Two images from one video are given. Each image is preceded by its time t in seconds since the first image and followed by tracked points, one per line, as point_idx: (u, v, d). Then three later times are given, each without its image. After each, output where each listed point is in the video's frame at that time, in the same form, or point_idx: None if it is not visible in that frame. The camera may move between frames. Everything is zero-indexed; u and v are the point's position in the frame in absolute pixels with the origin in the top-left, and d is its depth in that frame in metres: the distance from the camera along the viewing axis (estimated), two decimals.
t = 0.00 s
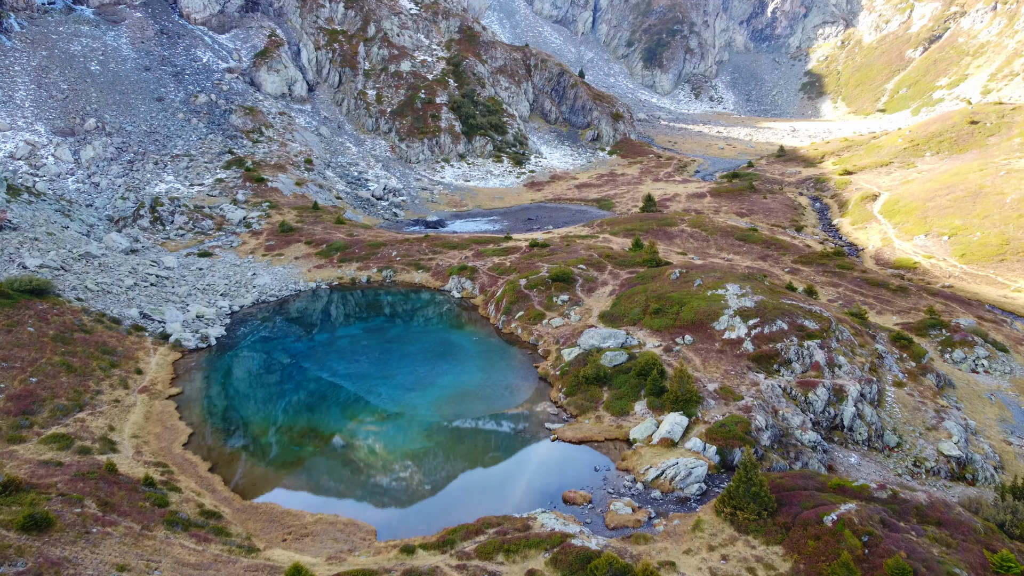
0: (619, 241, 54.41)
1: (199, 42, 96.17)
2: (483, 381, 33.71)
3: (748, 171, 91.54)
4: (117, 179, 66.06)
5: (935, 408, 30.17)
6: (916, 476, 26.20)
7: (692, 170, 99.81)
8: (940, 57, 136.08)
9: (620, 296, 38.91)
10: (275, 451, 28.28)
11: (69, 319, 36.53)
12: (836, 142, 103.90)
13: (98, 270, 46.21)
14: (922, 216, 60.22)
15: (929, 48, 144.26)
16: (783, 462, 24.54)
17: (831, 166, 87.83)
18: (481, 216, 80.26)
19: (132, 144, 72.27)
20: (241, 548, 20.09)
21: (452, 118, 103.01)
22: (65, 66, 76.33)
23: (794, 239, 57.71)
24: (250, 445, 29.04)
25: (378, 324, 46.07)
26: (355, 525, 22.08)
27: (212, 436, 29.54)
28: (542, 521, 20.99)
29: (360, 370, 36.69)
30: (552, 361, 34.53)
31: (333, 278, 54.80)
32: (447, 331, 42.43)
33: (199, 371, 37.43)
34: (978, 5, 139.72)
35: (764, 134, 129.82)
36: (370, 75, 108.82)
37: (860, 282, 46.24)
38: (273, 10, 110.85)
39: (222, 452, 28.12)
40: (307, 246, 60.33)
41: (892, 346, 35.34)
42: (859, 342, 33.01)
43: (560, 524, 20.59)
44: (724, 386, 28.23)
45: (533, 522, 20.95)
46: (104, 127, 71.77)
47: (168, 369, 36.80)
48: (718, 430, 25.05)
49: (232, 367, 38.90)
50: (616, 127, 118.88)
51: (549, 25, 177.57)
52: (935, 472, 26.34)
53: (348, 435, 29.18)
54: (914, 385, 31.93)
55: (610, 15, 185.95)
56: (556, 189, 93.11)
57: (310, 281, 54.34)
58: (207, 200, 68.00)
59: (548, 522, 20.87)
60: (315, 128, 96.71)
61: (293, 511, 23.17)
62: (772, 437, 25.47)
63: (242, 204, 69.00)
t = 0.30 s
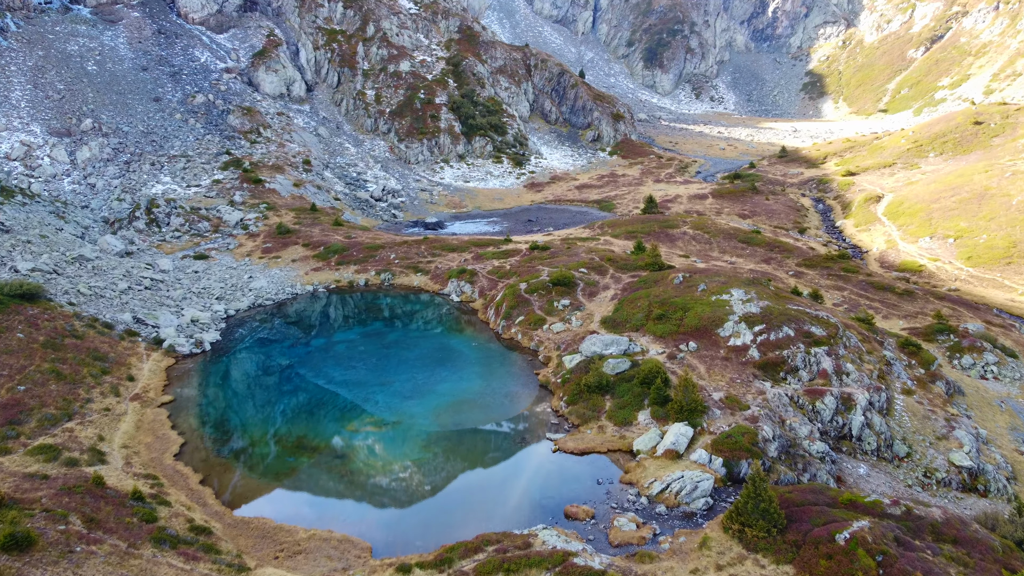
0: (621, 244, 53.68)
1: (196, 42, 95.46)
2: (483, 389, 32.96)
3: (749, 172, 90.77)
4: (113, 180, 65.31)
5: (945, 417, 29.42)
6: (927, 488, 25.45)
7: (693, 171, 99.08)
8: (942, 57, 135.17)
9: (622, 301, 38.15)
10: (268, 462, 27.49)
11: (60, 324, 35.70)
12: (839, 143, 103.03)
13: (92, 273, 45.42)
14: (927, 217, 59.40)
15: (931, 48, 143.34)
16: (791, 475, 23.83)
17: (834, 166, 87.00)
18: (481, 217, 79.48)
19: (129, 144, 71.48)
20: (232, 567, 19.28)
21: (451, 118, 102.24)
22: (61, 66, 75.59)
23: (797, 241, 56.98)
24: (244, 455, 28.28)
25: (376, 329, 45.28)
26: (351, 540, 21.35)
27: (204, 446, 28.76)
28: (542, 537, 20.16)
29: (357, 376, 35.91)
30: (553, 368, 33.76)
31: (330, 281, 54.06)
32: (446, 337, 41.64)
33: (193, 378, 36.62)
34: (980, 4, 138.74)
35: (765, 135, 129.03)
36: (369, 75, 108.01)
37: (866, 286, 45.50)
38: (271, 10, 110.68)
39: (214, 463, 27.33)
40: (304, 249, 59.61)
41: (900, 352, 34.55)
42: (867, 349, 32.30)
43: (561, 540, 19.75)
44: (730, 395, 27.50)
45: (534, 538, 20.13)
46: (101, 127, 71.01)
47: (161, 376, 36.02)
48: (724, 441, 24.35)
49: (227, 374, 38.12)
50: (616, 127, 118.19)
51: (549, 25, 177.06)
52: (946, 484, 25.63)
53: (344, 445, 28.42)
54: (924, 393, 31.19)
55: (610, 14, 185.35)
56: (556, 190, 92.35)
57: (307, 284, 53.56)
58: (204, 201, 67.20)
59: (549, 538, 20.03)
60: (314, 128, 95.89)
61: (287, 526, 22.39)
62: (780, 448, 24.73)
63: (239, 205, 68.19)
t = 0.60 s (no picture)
0: (622, 247, 52.93)
1: (194, 42, 94.80)
2: (482, 398, 32.17)
3: (752, 173, 89.93)
4: (109, 181, 64.51)
5: (957, 426, 28.59)
6: (938, 500, 24.69)
7: (695, 172, 98.28)
8: (944, 57, 134.10)
9: (624, 306, 37.35)
10: (261, 474, 26.69)
11: (51, 330, 34.82)
12: (841, 143, 102.08)
13: (85, 276, 44.61)
14: (932, 220, 58.57)
15: (933, 48, 142.22)
16: (800, 488, 23.06)
17: (837, 167, 86.15)
18: (481, 219, 78.70)
19: (125, 145, 70.68)
20: None
21: (451, 119, 101.37)
22: (57, 66, 74.88)
23: (801, 243, 56.20)
24: (236, 466, 27.46)
25: (373, 333, 44.45)
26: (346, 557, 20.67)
27: (196, 457, 27.93)
28: (544, 555, 19.32)
29: (353, 384, 35.09)
30: (554, 376, 32.97)
31: (327, 285, 53.33)
32: (444, 342, 40.86)
33: (185, 385, 35.79)
34: (982, 4, 137.50)
35: (766, 136, 128.13)
36: (368, 75, 107.16)
37: (872, 290, 44.72)
38: (270, 10, 110.02)
39: (205, 475, 26.47)
40: (301, 251, 58.84)
41: (909, 359, 33.74)
42: (875, 356, 31.54)
43: (563, 560, 18.92)
44: (736, 405, 26.75)
45: (535, 557, 19.23)
46: (97, 128, 70.28)
47: (154, 383, 35.23)
48: (731, 453, 23.60)
49: (221, 380, 37.25)
50: (617, 127, 117.44)
51: (549, 25, 176.63)
52: (958, 496, 24.85)
53: (339, 456, 27.62)
54: (934, 402, 30.39)
55: (610, 14, 184.85)
56: (557, 192, 91.52)
57: (304, 287, 52.79)
58: (201, 202, 66.39)
59: (551, 555, 19.26)
60: (312, 129, 95.08)
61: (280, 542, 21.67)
62: (788, 460, 23.97)
63: (236, 207, 67.40)
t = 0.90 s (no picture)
0: (624, 250, 52.13)
1: (192, 42, 94.02)
2: (481, 407, 31.32)
3: (754, 175, 89.19)
4: (105, 182, 63.70)
5: (969, 436, 27.75)
6: (952, 514, 23.85)
7: (696, 173, 97.54)
8: (946, 57, 132.97)
9: (627, 312, 36.55)
10: (254, 487, 25.91)
11: (40, 336, 33.86)
12: (844, 144, 101.12)
13: (77, 280, 43.75)
14: (938, 222, 57.69)
15: (935, 48, 141.14)
16: (810, 503, 22.26)
17: (839, 168, 85.40)
18: (480, 221, 77.86)
19: (121, 146, 69.86)
20: None
21: (451, 119, 100.50)
22: (53, 66, 74.12)
23: (804, 246, 55.44)
24: (228, 479, 26.61)
25: (370, 339, 43.60)
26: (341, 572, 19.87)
27: (187, 470, 27.10)
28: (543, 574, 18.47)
29: (349, 392, 34.23)
30: (555, 384, 32.13)
31: (325, 288, 52.56)
32: (443, 349, 40.05)
33: (178, 394, 34.92)
34: (985, 4, 136.24)
35: (768, 136, 127.37)
36: (367, 76, 106.37)
37: (878, 294, 43.93)
38: (268, 9, 109.33)
39: (195, 489, 25.62)
40: (298, 254, 58.06)
41: (919, 367, 32.85)
42: (885, 364, 30.71)
43: None
44: (743, 415, 25.94)
45: None
46: (93, 128, 69.51)
47: (145, 391, 34.36)
48: (738, 467, 22.78)
49: (215, 389, 36.46)
50: (617, 128, 116.67)
51: (549, 25, 176.37)
52: (972, 509, 23.99)
53: (334, 469, 26.78)
54: (945, 411, 29.55)
55: (610, 15, 184.31)
56: (557, 193, 90.69)
57: (301, 291, 52.02)
58: (197, 204, 65.56)
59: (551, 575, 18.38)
60: (311, 130, 94.25)
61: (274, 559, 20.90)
62: (797, 473, 23.17)
63: (233, 209, 66.61)
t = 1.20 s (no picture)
0: (625, 254, 51.30)
1: (189, 42, 93.26)
2: (480, 418, 30.44)
3: (756, 176, 88.38)
4: (101, 184, 62.96)
5: (983, 448, 26.84)
6: (967, 529, 22.92)
7: (697, 174, 96.79)
8: (949, 57, 131.77)
9: (630, 318, 35.70)
10: (246, 500, 25.01)
11: (29, 343, 32.94)
12: (846, 146, 100.14)
13: (69, 284, 42.89)
14: (944, 225, 56.53)
15: (937, 49, 139.98)
16: (821, 520, 21.41)
17: (843, 170, 84.49)
18: (480, 223, 76.97)
19: (118, 147, 69.08)
20: None
21: (450, 120, 99.63)
22: (49, 66, 73.43)
23: (808, 249, 54.61)
24: (218, 493, 25.64)
25: (366, 345, 42.68)
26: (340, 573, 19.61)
27: (175, 483, 26.12)
28: None
29: (345, 401, 33.35)
30: (557, 393, 31.26)
31: (322, 292, 51.75)
32: (441, 356, 39.16)
33: (168, 403, 33.95)
34: (987, 4, 135.18)
35: (769, 137, 126.55)
36: (366, 76, 105.56)
37: (885, 299, 43.02)
38: (266, 9, 108.56)
39: (184, 504, 24.64)
40: (295, 257, 57.28)
41: (929, 375, 31.93)
42: (895, 373, 29.87)
43: None
44: (751, 427, 25.13)
45: None
46: (89, 129, 68.82)
47: (136, 400, 33.50)
48: (747, 482, 21.91)
49: (207, 397, 35.41)
50: (618, 129, 115.90)
51: (549, 25, 175.90)
52: (988, 524, 23.01)
53: (328, 482, 25.84)
54: (957, 421, 28.64)
55: (611, 15, 183.79)
56: (557, 194, 89.83)
57: (297, 295, 51.23)
58: (194, 206, 64.80)
59: None
60: (309, 131, 93.41)
61: (271, 564, 20.45)
62: (807, 488, 22.31)
63: (230, 211, 65.77)
